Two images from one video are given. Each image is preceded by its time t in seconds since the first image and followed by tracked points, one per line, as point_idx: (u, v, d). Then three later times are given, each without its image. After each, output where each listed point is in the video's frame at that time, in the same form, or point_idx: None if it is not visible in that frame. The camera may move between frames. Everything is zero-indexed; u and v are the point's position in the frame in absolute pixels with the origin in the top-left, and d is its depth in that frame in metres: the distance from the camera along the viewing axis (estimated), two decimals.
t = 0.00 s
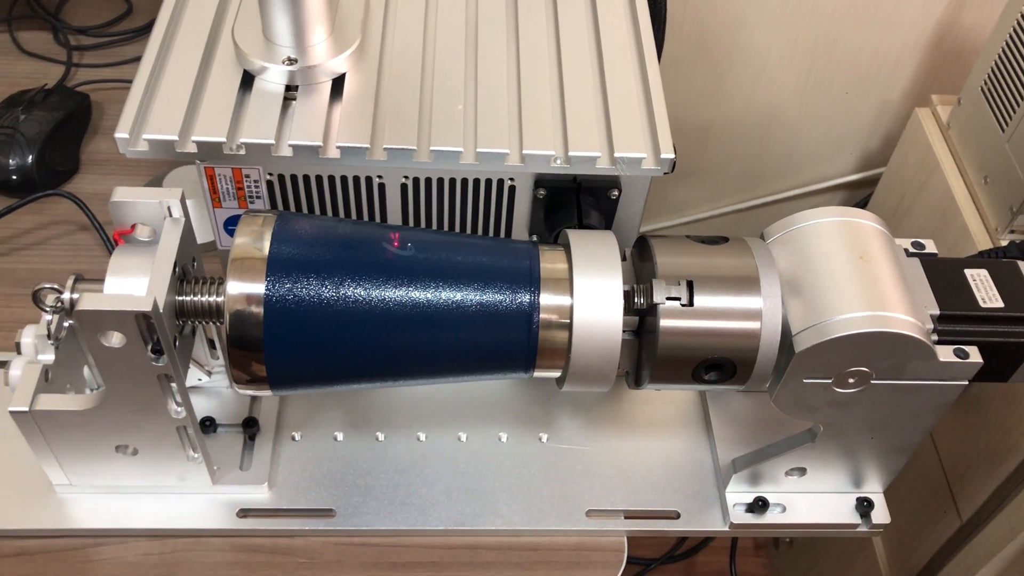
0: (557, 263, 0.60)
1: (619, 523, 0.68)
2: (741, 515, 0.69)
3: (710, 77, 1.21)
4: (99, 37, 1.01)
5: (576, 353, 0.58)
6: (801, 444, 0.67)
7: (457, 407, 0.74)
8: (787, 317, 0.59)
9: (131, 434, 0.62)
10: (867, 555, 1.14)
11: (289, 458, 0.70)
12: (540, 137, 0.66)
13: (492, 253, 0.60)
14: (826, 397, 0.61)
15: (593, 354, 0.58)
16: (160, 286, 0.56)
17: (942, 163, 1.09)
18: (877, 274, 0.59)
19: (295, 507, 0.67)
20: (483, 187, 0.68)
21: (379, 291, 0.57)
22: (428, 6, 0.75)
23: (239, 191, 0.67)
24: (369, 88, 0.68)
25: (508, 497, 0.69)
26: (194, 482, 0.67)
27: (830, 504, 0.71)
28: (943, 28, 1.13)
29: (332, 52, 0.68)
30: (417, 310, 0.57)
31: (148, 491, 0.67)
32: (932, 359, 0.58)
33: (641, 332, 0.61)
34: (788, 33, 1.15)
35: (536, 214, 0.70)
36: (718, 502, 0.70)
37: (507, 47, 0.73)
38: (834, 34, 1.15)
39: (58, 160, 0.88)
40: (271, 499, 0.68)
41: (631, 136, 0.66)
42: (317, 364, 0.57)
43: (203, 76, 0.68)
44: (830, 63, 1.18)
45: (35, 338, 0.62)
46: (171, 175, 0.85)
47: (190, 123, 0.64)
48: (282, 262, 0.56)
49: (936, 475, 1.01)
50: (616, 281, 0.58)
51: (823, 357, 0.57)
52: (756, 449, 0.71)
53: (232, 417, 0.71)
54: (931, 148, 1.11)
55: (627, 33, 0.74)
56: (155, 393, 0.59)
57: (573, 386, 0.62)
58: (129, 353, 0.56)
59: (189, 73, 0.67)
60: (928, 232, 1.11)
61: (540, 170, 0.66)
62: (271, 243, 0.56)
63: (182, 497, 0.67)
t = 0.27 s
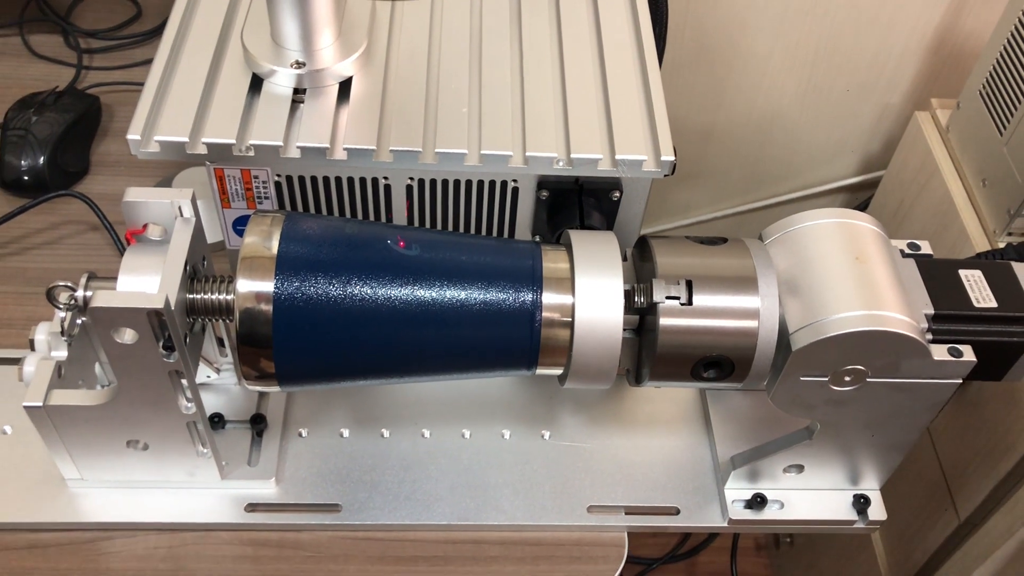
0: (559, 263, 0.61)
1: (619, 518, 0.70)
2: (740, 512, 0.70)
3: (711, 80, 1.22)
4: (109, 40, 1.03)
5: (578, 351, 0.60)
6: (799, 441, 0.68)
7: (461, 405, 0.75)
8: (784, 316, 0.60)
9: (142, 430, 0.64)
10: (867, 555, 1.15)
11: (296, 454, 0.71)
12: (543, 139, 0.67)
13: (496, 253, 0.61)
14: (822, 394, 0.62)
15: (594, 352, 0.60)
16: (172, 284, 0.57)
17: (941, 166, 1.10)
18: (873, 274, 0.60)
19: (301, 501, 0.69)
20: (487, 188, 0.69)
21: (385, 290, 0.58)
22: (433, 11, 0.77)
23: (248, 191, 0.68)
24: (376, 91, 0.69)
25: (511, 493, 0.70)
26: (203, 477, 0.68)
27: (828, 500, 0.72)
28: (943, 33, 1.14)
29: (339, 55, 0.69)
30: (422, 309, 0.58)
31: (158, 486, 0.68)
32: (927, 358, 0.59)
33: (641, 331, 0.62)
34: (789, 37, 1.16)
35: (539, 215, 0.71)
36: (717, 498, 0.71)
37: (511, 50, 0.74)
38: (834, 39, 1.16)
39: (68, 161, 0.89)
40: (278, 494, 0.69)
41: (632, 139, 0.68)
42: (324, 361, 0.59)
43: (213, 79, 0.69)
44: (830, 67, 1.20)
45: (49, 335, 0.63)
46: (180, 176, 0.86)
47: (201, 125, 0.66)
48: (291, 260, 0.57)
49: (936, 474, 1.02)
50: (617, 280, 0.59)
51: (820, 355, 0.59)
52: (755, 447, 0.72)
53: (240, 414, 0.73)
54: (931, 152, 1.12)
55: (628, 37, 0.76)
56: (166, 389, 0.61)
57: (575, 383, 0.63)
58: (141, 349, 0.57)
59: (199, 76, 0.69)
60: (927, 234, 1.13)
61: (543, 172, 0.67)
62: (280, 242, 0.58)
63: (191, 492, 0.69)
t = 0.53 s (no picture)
0: (561, 258, 0.62)
1: (621, 512, 0.70)
2: (741, 506, 0.71)
3: (713, 80, 1.23)
4: (116, 41, 1.04)
5: (580, 346, 0.60)
6: (799, 436, 0.69)
7: (464, 400, 0.76)
8: (784, 311, 0.61)
9: (150, 423, 0.65)
10: (869, 553, 1.16)
11: (302, 448, 0.72)
12: (546, 137, 0.68)
13: (499, 249, 0.62)
14: (822, 388, 0.63)
15: (596, 346, 0.60)
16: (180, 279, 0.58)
17: (942, 165, 1.11)
18: (872, 269, 0.60)
19: (307, 495, 0.69)
20: (490, 185, 0.70)
21: (390, 285, 0.59)
22: (437, 11, 0.78)
23: (255, 189, 0.69)
24: (380, 90, 0.70)
25: (514, 487, 0.71)
26: (210, 471, 0.69)
27: (828, 495, 0.73)
28: (944, 33, 1.15)
29: (344, 55, 0.70)
30: (426, 304, 0.59)
31: (166, 480, 0.69)
32: (925, 352, 0.60)
33: (643, 326, 0.63)
34: (790, 37, 1.17)
35: (542, 212, 0.72)
36: (719, 492, 0.72)
37: (513, 50, 0.75)
38: (836, 39, 1.17)
39: (77, 161, 0.90)
40: (284, 488, 0.70)
41: (634, 137, 0.68)
42: (330, 356, 0.60)
43: (220, 79, 0.70)
44: (832, 67, 1.20)
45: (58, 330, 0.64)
46: (187, 175, 0.87)
47: (208, 124, 0.67)
48: (297, 256, 0.58)
49: (937, 471, 1.03)
50: (618, 276, 0.60)
51: (819, 349, 0.59)
52: (756, 442, 0.73)
53: (247, 409, 0.74)
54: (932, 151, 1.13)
55: (630, 36, 0.77)
56: (174, 383, 0.62)
57: (577, 377, 0.64)
58: (150, 343, 0.58)
59: (206, 75, 0.70)
60: (928, 233, 1.13)
61: (546, 169, 0.68)
62: (286, 238, 0.58)
63: (198, 485, 0.70)
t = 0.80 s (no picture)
0: (560, 255, 0.62)
1: (621, 508, 0.71)
2: (739, 501, 0.71)
3: (713, 81, 1.24)
4: (121, 43, 1.05)
5: (578, 342, 0.61)
6: (796, 431, 0.69)
7: (465, 397, 0.77)
8: (780, 307, 0.61)
9: (154, 420, 0.65)
10: (871, 552, 1.16)
11: (304, 444, 0.73)
12: (545, 136, 0.69)
13: (498, 246, 0.63)
14: (819, 384, 0.64)
15: (594, 342, 0.61)
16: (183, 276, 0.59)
17: (942, 164, 1.11)
18: (867, 265, 0.61)
19: (309, 491, 0.70)
20: (490, 184, 0.71)
21: (391, 282, 0.60)
22: (438, 12, 0.79)
23: (257, 188, 0.70)
24: (381, 90, 0.71)
25: (515, 483, 0.72)
26: (214, 467, 0.70)
27: (826, 491, 0.73)
28: (943, 33, 1.16)
29: (346, 55, 0.71)
30: (426, 300, 0.60)
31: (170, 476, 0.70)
32: (920, 347, 0.61)
33: (640, 322, 0.63)
34: (790, 38, 1.18)
35: (542, 211, 0.73)
36: (717, 488, 0.73)
37: (513, 50, 0.76)
38: (836, 39, 1.17)
39: (82, 161, 0.91)
40: (287, 484, 0.71)
41: (632, 135, 0.69)
42: (331, 352, 0.60)
43: (223, 79, 0.71)
44: (831, 68, 1.21)
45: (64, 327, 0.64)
46: (191, 175, 0.88)
47: (211, 124, 0.68)
48: (299, 253, 0.59)
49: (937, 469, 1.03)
50: (616, 272, 0.61)
51: (815, 345, 0.60)
52: (753, 438, 0.74)
53: (250, 406, 0.74)
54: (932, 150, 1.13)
55: (628, 36, 0.77)
56: (178, 379, 0.62)
57: (575, 373, 0.65)
58: (154, 340, 0.59)
59: (210, 76, 0.71)
60: (928, 232, 1.14)
61: (545, 168, 0.69)
62: (288, 235, 0.59)
63: (202, 481, 0.70)
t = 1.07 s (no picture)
0: (561, 254, 0.63)
1: (622, 505, 0.71)
2: (739, 498, 0.72)
3: (715, 82, 1.24)
4: (127, 45, 1.06)
5: (579, 340, 0.62)
6: (796, 429, 0.70)
7: (468, 395, 0.77)
8: (779, 306, 0.62)
9: (160, 417, 0.66)
10: (873, 551, 1.16)
11: (308, 442, 0.74)
12: (546, 136, 0.69)
13: (500, 245, 0.63)
14: (818, 381, 0.64)
15: (595, 340, 0.62)
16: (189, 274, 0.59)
17: (943, 165, 1.12)
18: (866, 264, 0.62)
19: (313, 488, 0.71)
20: (492, 184, 0.71)
21: (394, 280, 0.60)
22: (440, 14, 0.79)
23: (262, 188, 0.71)
24: (385, 90, 0.72)
25: (517, 480, 0.72)
26: (219, 464, 0.70)
27: (826, 488, 0.74)
28: (944, 34, 1.16)
29: (350, 57, 0.72)
30: (428, 299, 0.61)
31: (176, 473, 0.71)
32: (918, 345, 0.61)
33: (641, 320, 0.64)
34: (792, 39, 1.18)
35: (543, 211, 0.74)
36: (718, 486, 0.73)
37: (515, 51, 0.77)
38: (837, 41, 1.18)
39: (89, 162, 0.92)
40: (291, 481, 0.71)
41: (633, 135, 0.70)
42: (335, 350, 0.61)
43: (228, 81, 0.72)
44: (833, 69, 1.21)
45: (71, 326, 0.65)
46: (197, 175, 0.89)
47: (217, 124, 0.69)
48: (303, 252, 0.59)
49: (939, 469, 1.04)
50: (616, 271, 0.61)
51: (814, 343, 0.61)
52: (754, 436, 0.74)
53: (254, 404, 0.75)
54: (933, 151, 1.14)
55: (629, 37, 0.78)
56: (184, 377, 0.63)
57: (576, 371, 0.65)
58: (160, 338, 0.60)
59: (215, 77, 0.71)
60: (929, 232, 1.14)
61: (547, 168, 0.69)
62: (292, 234, 0.60)
63: (207, 478, 0.71)
